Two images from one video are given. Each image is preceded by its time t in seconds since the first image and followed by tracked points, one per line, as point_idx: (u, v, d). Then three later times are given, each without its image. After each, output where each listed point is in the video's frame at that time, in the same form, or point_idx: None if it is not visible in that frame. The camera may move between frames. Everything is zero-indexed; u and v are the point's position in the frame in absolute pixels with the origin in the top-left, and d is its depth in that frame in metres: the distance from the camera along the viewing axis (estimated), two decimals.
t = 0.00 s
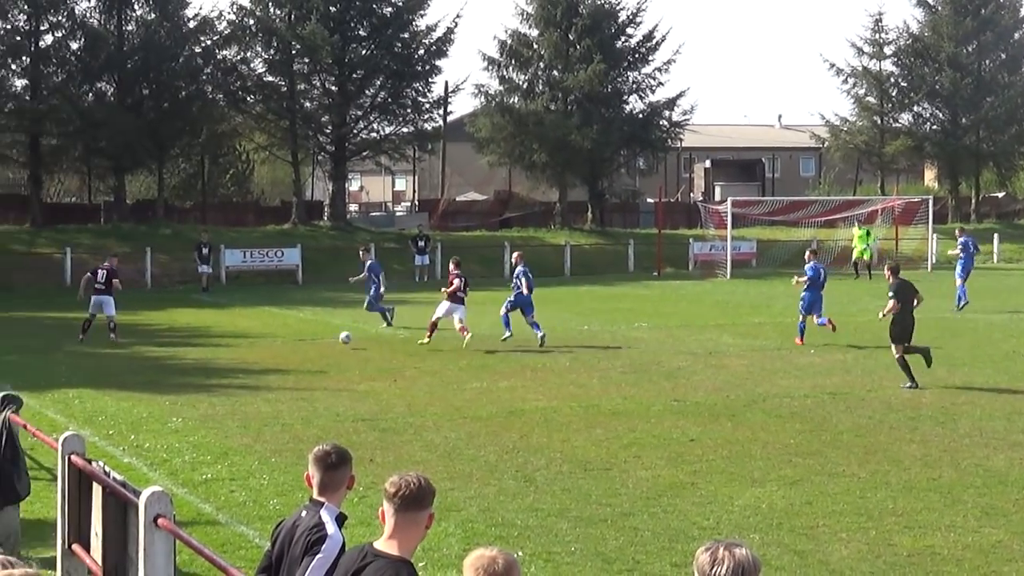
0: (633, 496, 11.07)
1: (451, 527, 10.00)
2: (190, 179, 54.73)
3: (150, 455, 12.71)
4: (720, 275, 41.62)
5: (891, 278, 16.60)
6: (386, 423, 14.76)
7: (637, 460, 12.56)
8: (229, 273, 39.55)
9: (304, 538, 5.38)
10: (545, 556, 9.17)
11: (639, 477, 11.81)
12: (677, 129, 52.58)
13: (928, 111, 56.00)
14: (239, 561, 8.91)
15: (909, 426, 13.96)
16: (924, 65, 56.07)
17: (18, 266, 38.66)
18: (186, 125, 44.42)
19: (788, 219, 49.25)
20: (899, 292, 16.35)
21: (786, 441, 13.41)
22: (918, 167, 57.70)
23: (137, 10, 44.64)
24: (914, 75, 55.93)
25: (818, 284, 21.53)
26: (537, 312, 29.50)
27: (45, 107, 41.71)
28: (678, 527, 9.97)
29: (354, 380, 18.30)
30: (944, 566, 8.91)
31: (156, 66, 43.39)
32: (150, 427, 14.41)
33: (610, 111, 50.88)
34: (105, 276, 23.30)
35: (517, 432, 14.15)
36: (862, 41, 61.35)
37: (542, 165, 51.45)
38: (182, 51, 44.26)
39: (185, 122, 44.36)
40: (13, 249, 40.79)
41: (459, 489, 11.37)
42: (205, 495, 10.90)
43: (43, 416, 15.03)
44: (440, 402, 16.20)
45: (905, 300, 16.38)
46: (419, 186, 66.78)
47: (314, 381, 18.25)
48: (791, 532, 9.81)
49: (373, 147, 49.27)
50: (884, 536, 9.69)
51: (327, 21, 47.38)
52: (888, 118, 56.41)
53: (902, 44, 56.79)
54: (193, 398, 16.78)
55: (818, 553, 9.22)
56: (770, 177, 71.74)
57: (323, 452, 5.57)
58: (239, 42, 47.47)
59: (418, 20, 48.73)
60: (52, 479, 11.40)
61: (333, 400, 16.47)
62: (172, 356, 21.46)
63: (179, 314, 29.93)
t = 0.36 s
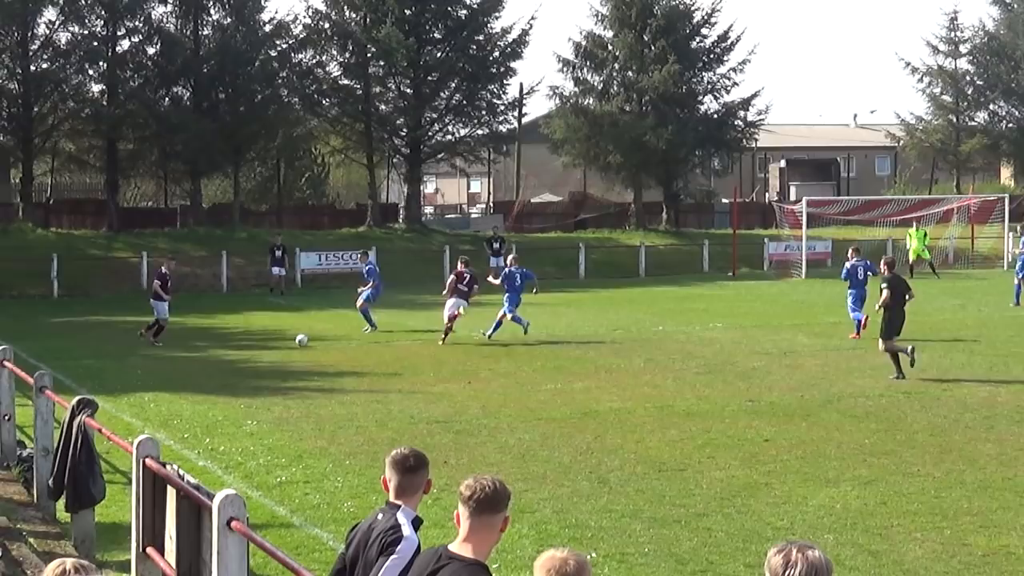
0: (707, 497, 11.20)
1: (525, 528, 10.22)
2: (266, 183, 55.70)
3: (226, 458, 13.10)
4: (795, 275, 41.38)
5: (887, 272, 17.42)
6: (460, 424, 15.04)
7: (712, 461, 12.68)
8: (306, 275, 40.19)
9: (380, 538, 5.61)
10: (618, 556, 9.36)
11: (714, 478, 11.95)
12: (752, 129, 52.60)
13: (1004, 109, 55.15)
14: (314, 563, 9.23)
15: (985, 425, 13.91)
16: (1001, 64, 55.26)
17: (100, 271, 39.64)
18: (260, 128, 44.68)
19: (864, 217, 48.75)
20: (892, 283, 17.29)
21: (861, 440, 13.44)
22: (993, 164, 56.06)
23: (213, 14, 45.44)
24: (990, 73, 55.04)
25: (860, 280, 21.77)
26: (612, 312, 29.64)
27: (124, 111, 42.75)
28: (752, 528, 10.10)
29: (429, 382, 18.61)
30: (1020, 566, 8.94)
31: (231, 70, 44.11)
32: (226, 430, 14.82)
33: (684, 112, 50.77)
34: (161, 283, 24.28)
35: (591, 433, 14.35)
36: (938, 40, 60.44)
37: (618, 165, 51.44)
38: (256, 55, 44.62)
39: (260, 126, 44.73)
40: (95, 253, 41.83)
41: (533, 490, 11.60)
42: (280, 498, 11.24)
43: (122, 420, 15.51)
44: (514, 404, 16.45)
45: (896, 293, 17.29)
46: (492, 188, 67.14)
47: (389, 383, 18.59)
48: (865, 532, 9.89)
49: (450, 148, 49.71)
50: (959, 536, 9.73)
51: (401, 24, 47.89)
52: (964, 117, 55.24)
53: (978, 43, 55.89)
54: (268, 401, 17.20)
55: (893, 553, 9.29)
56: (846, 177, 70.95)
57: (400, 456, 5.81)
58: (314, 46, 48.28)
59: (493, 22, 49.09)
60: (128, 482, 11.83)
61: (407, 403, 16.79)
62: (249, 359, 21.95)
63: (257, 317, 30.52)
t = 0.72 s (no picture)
0: (731, 502, 11.21)
1: (550, 535, 10.25)
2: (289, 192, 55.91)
3: (251, 466, 13.18)
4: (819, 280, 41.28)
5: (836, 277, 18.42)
6: (484, 432, 15.08)
7: (736, 467, 12.68)
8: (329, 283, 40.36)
9: (406, 545, 5.66)
10: (642, 563, 9.38)
11: (738, 484, 11.95)
12: (773, 135, 52.47)
13: None
14: (338, 570, 9.30)
15: (1010, 430, 13.86)
16: None
17: (125, 280, 39.91)
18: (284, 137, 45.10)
19: (888, 223, 48.57)
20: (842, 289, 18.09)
21: (886, 446, 13.41)
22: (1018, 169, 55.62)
23: (235, 24, 45.63)
24: (1014, 77, 54.86)
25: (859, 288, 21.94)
26: (634, 319, 29.65)
27: (148, 121, 43.20)
28: (776, 534, 10.10)
29: (453, 390, 18.68)
30: None
31: (254, 80, 44.34)
32: (250, 438, 14.90)
33: (707, 117, 50.71)
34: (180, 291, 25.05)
35: (614, 440, 14.37)
36: (961, 44, 60.18)
37: (640, 172, 51.49)
38: (280, 64, 44.94)
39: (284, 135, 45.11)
40: (120, 263, 42.12)
41: (557, 497, 11.63)
42: (304, 506, 11.30)
43: (147, 428, 15.63)
44: (538, 411, 16.49)
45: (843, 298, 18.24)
46: (515, 195, 67.25)
47: (412, 391, 18.66)
48: (890, 538, 9.87)
49: (472, 156, 49.81)
50: (985, 541, 9.70)
51: (423, 32, 48.14)
52: (988, 120, 55.05)
53: (1001, 47, 55.65)
54: (292, 409, 17.29)
55: (918, 559, 9.27)
56: (870, 181, 70.71)
57: (426, 464, 5.86)
58: (337, 55, 48.51)
59: (514, 29, 49.23)
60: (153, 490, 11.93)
61: (430, 410, 16.84)
62: (273, 368, 22.07)
63: (281, 326, 30.67)
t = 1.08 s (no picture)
0: (735, 500, 11.22)
1: (554, 533, 10.27)
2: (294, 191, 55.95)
3: (255, 466, 13.21)
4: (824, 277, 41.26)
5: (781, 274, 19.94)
6: (489, 430, 15.11)
7: (740, 465, 12.70)
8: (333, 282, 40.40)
9: (411, 543, 5.68)
10: (647, 561, 9.40)
11: (742, 482, 11.97)
12: (778, 132, 52.43)
13: None
14: (342, 569, 9.33)
15: (1015, 427, 13.86)
16: None
17: (130, 280, 39.97)
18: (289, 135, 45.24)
19: (892, 220, 48.50)
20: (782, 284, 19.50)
21: (890, 443, 13.41)
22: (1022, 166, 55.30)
23: (240, 23, 45.55)
24: (1019, 73, 54.82)
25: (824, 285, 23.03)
26: (638, 317, 29.65)
27: (152, 121, 43.36)
28: (781, 531, 10.12)
29: (457, 388, 18.71)
30: None
31: (259, 79, 44.42)
32: (255, 438, 14.94)
33: (712, 115, 50.70)
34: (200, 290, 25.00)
35: (619, 438, 14.39)
36: (966, 40, 60.09)
37: (644, 170, 51.54)
38: (284, 63, 45.13)
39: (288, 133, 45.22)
40: (126, 262, 42.18)
41: (562, 496, 11.65)
42: (308, 505, 11.34)
43: (152, 428, 15.67)
44: (542, 409, 16.52)
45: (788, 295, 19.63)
46: (520, 193, 67.24)
47: (416, 390, 18.69)
48: (895, 535, 9.88)
49: (477, 154, 49.84)
50: (989, 537, 9.71)
51: (428, 30, 48.12)
52: (992, 117, 54.94)
53: (1006, 43, 55.56)
54: (297, 408, 17.33)
55: (922, 556, 9.28)
56: (875, 178, 70.61)
57: (431, 463, 5.88)
58: (342, 54, 48.59)
59: (519, 28, 49.23)
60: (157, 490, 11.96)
61: (434, 409, 16.86)
62: (277, 367, 22.11)
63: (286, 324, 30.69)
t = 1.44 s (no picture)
0: (717, 496, 11.22)
1: (536, 529, 10.24)
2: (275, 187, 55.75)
3: (237, 462, 13.13)
4: (806, 273, 41.35)
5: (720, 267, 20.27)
6: (471, 426, 15.06)
7: (722, 460, 12.70)
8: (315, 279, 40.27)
9: (392, 539, 5.65)
10: (629, 557, 9.38)
11: (724, 477, 11.96)
12: (760, 129, 52.50)
13: (1014, 105, 54.96)
14: (324, 566, 9.27)
15: (995, 422, 13.89)
16: (1010, 60, 55.17)
17: (110, 277, 39.75)
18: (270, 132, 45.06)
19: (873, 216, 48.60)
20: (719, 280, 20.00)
21: (872, 438, 13.43)
22: (1003, 162, 55.51)
23: (221, 19, 45.38)
24: (999, 69, 55.03)
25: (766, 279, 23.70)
26: (620, 313, 29.64)
27: (132, 118, 43.16)
28: (763, 526, 10.12)
29: (439, 384, 18.66)
30: None
31: (240, 75, 44.24)
32: (237, 434, 14.86)
33: (693, 111, 50.77)
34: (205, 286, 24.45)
35: (601, 434, 14.36)
36: (947, 37, 60.26)
37: (626, 166, 51.55)
38: (265, 60, 44.90)
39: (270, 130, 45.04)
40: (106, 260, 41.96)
41: (544, 491, 11.63)
42: (290, 502, 11.27)
43: (133, 425, 15.57)
44: (525, 405, 16.49)
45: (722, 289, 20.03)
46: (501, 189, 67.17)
47: (398, 386, 18.62)
48: (876, 530, 9.89)
49: (458, 151, 49.76)
50: (970, 532, 9.72)
51: (409, 27, 48.00)
52: (973, 113, 55.06)
53: (987, 39, 55.73)
54: (278, 404, 17.24)
55: (903, 551, 9.28)
56: (856, 174, 70.80)
57: (411, 458, 5.83)
58: (322, 50, 48.39)
59: (500, 24, 49.17)
60: (139, 487, 11.88)
61: (416, 405, 16.81)
62: (258, 363, 22.01)
63: (267, 321, 30.58)
